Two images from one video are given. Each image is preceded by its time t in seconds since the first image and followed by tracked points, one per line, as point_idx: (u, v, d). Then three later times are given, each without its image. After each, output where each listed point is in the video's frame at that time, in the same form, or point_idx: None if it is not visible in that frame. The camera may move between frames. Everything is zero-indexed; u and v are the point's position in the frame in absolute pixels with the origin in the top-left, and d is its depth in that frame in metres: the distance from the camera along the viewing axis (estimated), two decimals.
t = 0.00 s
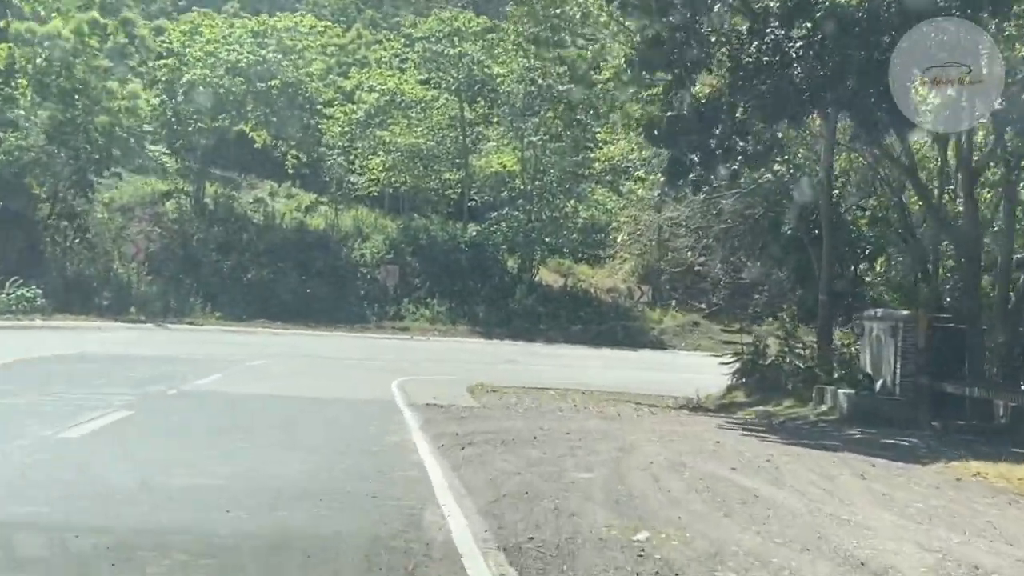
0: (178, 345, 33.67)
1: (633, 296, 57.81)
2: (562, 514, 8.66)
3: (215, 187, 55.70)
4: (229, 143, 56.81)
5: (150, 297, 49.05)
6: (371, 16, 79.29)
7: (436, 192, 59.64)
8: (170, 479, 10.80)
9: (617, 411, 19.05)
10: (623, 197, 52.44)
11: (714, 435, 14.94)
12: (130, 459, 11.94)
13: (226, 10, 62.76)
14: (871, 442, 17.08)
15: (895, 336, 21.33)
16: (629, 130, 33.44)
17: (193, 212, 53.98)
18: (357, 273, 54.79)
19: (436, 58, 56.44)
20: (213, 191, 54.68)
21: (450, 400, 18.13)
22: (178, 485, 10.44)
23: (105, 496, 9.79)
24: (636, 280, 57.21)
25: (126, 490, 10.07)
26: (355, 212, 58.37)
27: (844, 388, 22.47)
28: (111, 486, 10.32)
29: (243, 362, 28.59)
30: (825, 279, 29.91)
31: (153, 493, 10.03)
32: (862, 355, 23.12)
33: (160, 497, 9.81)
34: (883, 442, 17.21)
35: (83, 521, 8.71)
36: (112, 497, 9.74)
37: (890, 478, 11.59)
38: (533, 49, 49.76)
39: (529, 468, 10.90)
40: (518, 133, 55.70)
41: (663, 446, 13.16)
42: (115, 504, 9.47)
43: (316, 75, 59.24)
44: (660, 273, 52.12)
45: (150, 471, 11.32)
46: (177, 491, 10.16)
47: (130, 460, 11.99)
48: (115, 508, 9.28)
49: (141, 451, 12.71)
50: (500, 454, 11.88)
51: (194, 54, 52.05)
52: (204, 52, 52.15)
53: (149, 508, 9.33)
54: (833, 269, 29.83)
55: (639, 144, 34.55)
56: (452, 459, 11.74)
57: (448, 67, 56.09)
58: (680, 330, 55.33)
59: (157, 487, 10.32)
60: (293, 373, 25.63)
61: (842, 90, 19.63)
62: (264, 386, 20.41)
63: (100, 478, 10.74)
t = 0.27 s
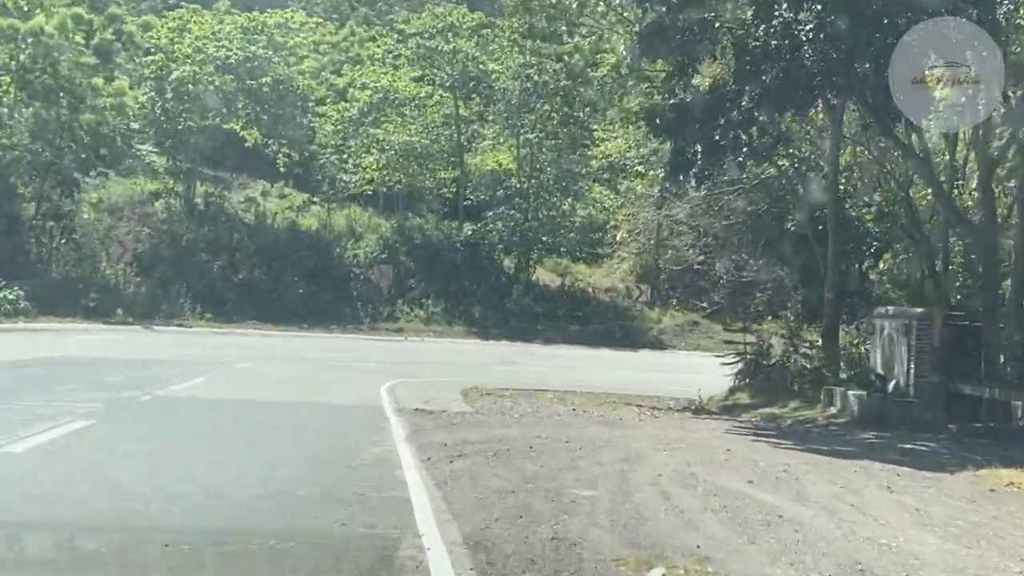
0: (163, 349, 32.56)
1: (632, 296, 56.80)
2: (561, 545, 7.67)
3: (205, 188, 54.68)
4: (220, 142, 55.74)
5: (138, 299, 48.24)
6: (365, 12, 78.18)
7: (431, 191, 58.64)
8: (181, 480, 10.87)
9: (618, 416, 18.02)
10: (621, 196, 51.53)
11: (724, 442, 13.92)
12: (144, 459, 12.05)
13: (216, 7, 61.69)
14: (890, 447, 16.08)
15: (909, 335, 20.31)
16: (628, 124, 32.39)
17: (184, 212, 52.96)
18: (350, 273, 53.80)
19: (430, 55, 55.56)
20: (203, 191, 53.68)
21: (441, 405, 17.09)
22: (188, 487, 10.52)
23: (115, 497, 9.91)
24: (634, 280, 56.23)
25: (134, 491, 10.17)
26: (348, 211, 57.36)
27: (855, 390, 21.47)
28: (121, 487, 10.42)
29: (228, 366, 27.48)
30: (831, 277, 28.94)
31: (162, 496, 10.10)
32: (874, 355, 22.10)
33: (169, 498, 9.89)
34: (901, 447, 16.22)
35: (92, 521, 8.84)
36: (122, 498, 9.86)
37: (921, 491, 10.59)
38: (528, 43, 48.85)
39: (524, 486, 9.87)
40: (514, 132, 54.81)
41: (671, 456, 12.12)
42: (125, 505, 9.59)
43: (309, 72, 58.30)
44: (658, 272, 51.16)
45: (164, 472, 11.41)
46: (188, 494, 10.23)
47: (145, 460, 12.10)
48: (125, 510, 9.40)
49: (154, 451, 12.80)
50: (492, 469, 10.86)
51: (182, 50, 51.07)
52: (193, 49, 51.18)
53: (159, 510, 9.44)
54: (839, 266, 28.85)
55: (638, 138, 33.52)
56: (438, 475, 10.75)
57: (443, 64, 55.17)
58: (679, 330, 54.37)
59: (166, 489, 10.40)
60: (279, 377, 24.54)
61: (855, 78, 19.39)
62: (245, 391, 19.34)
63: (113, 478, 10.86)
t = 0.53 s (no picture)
0: (143, 352, 31.47)
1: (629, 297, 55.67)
2: None
3: (192, 188, 53.67)
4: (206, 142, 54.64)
5: (121, 300, 47.45)
6: (358, 9, 77.07)
7: (423, 190, 57.55)
8: (190, 477, 10.96)
9: (617, 422, 16.99)
10: (615, 195, 50.52)
11: (734, 452, 12.88)
12: (157, 455, 12.19)
13: (205, 3, 60.57)
14: (907, 454, 15.08)
15: (922, 334, 19.30)
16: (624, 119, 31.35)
17: (170, 213, 51.94)
18: (340, 274, 52.75)
19: (421, 52, 54.54)
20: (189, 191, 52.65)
21: (429, 411, 16.05)
22: (195, 485, 10.60)
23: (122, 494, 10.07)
24: (630, 281, 55.17)
25: (141, 488, 10.32)
26: (339, 211, 56.31)
27: (865, 393, 20.44)
28: (129, 485, 10.58)
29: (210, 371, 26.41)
30: (835, 275, 27.95)
31: (163, 498, 10.01)
32: (884, 356, 21.08)
33: (174, 495, 10.01)
34: (918, 453, 15.23)
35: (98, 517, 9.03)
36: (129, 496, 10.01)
37: (958, 508, 9.57)
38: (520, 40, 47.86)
39: (513, 508, 8.83)
40: (507, 130, 53.79)
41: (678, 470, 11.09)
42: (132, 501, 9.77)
43: (298, 70, 57.24)
44: (654, 273, 50.10)
45: (178, 468, 11.52)
46: (189, 496, 10.14)
47: (156, 456, 12.21)
48: (131, 506, 9.58)
49: (154, 451, 12.67)
50: (478, 487, 9.83)
51: (167, 48, 50.05)
52: (178, 47, 50.16)
53: (167, 506, 9.60)
54: (843, 263, 27.86)
55: (636, 132, 32.49)
56: (418, 494, 9.72)
57: (434, 61, 54.10)
58: (676, 331, 53.32)
59: (173, 486, 10.50)
60: (261, 383, 23.45)
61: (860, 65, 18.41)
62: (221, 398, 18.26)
63: (125, 474, 11.03)
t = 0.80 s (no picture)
0: (126, 356, 30.56)
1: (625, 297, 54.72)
2: None
3: (179, 188, 52.73)
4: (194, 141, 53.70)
5: (106, 304, 46.67)
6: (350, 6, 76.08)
7: (416, 190, 56.66)
8: (196, 476, 10.96)
9: (616, 428, 16.12)
10: (610, 194, 49.68)
11: (743, 462, 11.97)
12: (160, 455, 12.16)
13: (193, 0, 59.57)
14: (924, 461, 14.21)
15: (934, 335, 18.32)
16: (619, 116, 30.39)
17: (157, 213, 51.00)
18: (331, 275, 51.84)
19: (413, 49, 53.64)
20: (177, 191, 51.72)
21: (415, 418, 15.08)
22: (198, 483, 10.65)
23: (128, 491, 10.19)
24: (627, 281, 54.21)
25: (145, 486, 10.39)
26: (329, 212, 55.39)
27: (874, 396, 19.57)
28: (133, 483, 10.63)
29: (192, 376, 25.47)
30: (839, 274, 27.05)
31: (172, 496, 10.03)
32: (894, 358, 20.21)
33: (179, 493, 10.06)
34: (936, 460, 14.35)
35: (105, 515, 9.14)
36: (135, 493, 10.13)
37: (997, 526, 8.64)
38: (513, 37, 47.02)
39: (502, 536, 7.98)
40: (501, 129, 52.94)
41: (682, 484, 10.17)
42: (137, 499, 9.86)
43: (288, 68, 56.32)
44: (650, 273, 49.20)
45: (184, 467, 11.55)
46: (197, 495, 10.15)
47: (162, 455, 12.23)
48: (136, 503, 9.67)
49: (156, 449, 12.64)
50: (465, 509, 8.92)
51: (152, 45, 49.10)
52: (164, 44, 49.20)
53: (171, 504, 9.67)
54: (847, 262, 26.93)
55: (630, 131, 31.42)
56: (396, 517, 8.82)
57: (426, 59, 53.20)
58: (672, 332, 52.47)
59: (177, 484, 10.56)
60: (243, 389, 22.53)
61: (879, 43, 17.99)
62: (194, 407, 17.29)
63: (128, 473, 11.07)
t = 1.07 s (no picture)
0: (105, 359, 29.62)
1: (619, 298, 53.86)
2: None
3: (165, 189, 51.79)
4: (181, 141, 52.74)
5: (89, 306, 45.77)
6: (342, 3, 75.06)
7: (406, 189, 55.72)
8: (194, 475, 11.17)
9: (613, 434, 15.29)
10: (604, 192, 48.81)
11: (751, 472, 11.16)
12: (158, 456, 12.38)
13: None
14: (940, 469, 13.42)
15: (944, 335, 17.42)
16: (612, 110, 29.38)
17: (142, 213, 50.06)
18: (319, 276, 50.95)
19: (404, 46, 52.71)
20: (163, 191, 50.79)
21: (396, 425, 14.13)
22: (195, 481, 10.85)
23: (128, 492, 10.36)
24: (621, 281, 53.34)
25: (143, 485, 10.60)
26: (318, 212, 54.46)
27: (881, 399, 18.72)
28: (130, 483, 10.83)
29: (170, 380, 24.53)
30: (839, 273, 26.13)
31: (170, 494, 10.27)
32: (902, 359, 19.35)
33: (177, 492, 10.26)
34: (953, 468, 13.56)
35: (108, 514, 9.29)
36: (135, 493, 10.30)
37: None
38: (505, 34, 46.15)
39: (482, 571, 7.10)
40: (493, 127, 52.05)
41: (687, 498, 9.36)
42: (136, 498, 10.03)
43: (277, 66, 55.36)
44: (645, 273, 48.37)
45: (181, 467, 11.75)
46: (194, 492, 10.38)
47: (160, 456, 12.43)
48: (133, 502, 9.86)
49: (154, 451, 12.84)
50: (443, 536, 8.06)
51: (136, 42, 48.12)
52: (148, 41, 48.21)
53: (168, 502, 9.84)
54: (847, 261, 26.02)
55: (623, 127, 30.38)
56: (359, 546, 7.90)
57: (417, 56, 52.24)
58: (667, 332, 51.63)
59: (174, 483, 10.77)
60: (223, 394, 21.61)
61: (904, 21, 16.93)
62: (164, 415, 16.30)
63: (127, 473, 11.27)
